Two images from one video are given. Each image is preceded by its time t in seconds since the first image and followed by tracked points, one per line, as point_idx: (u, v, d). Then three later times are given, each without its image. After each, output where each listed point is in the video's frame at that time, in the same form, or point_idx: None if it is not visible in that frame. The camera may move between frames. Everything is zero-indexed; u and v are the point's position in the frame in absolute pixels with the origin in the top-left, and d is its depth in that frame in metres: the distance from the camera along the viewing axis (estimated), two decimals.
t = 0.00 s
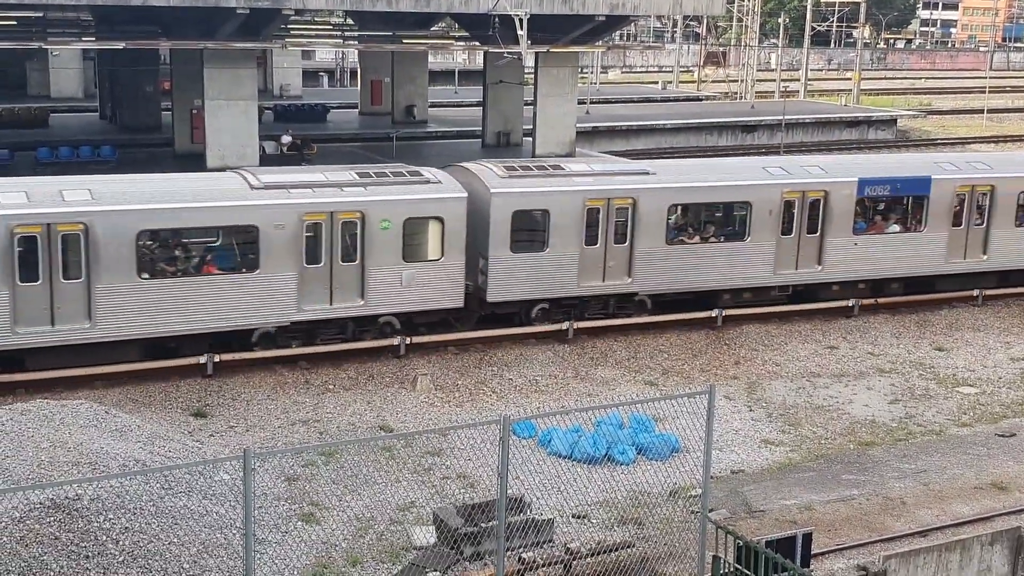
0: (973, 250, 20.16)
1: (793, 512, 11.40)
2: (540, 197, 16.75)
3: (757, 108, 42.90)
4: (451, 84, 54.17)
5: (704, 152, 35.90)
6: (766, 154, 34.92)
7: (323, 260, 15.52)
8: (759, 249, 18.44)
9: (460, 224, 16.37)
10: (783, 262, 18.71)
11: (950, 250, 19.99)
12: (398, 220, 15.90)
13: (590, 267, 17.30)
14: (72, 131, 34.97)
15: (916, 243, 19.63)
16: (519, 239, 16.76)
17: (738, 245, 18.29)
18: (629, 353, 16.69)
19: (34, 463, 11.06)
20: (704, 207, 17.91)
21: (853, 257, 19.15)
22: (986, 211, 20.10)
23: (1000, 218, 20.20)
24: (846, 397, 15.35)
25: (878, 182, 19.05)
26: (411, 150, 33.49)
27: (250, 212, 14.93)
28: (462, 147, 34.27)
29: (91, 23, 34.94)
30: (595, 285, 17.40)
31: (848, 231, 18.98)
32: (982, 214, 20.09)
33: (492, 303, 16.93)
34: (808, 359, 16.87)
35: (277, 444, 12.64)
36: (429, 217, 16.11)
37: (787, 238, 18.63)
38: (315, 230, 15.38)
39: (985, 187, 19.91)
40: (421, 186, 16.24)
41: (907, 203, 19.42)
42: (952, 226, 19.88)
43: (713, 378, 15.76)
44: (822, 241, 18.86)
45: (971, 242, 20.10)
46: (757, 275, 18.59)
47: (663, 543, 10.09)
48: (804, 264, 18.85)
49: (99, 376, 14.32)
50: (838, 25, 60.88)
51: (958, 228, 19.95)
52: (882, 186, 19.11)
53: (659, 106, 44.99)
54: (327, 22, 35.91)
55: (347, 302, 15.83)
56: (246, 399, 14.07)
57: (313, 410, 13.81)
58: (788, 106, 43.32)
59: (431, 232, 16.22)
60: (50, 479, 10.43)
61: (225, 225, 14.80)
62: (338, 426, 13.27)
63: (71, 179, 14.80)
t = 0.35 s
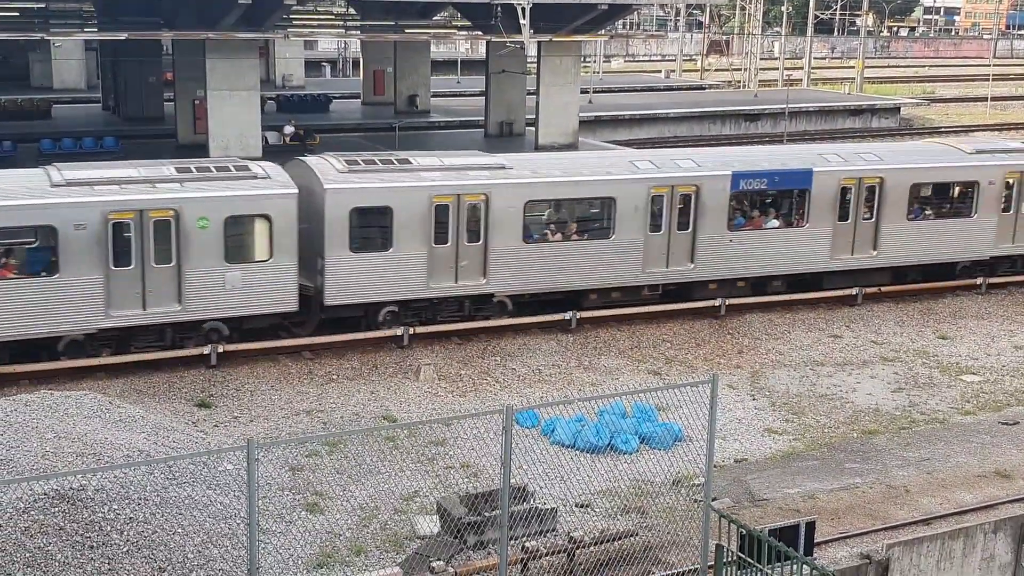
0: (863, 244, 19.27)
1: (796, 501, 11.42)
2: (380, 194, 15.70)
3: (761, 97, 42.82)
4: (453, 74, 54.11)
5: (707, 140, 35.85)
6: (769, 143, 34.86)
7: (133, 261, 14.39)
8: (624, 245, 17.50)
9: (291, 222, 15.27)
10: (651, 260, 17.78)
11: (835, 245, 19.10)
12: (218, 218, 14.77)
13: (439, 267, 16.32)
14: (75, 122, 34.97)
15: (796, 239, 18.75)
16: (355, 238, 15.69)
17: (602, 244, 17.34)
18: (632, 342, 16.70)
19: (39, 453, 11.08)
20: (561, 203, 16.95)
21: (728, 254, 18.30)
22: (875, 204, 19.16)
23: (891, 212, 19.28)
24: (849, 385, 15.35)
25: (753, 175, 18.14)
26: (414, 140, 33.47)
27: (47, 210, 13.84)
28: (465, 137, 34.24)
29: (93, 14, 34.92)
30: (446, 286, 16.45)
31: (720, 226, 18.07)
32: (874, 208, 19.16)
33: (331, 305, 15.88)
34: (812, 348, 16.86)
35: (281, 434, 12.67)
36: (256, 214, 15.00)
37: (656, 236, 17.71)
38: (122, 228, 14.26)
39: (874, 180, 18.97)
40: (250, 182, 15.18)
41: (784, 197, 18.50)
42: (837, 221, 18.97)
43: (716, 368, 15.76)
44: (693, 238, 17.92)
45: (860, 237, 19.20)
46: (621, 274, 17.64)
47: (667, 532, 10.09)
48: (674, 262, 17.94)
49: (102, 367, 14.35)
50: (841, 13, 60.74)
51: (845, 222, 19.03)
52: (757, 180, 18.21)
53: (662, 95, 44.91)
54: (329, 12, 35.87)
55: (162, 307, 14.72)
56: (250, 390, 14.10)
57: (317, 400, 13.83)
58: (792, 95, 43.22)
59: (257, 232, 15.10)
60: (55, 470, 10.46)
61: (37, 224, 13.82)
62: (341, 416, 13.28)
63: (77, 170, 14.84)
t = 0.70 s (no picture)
0: (731, 244, 18.34)
1: (798, 491, 11.44)
2: (186, 195, 14.64)
3: (760, 87, 42.76)
4: (452, 66, 54.09)
5: (706, 131, 35.81)
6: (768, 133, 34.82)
7: None
8: (469, 248, 16.51)
9: (78, 229, 14.27)
10: (498, 262, 16.82)
11: (701, 246, 18.15)
12: None
13: (258, 274, 15.32)
14: (74, 117, 34.94)
15: (656, 239, 17.77)
16: (158, 245, 14.62)
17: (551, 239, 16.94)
18: (632, 333, 16.71)
19: (40, 448, 11.09)
20: (395, 204, 15.94)
21: (585, 255, 17.33)
22: (742, 202, 18.24)
23: (760, 209, 18.37)
24: (849, 375, 15.36)
25: (605, 173, 17.17)
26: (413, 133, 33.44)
27: None
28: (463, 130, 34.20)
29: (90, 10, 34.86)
30: (268, 294, 15.45)
31: (574, 227, 17.09)
32: (741, 206, 18.23)
33: (134, 317, 14.82)
34: (812, 339, 16.87)
35: (282, 428, 12.67)
36: (43, 219, 14.03)
37: (504, 238, 16.75)
38: None
39: (739, 176, 18.05)
40: (42, 185, 14.22)
41: (640, 196, 17.50)
42: (701, 220, 18.02)
43: (716, 358, 15.77)
44: (545, 240, 16.96)
45: (727, 237, 18.26)
46: (467, 278, 16.66)
47: (669, 523, 10.10)
48: (524, 265, 16.99)
49: (103, 362, 14.35)
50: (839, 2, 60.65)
51: (710, 221, 18.09)
52: (609, 178, 17.23)
53: (661, 86, 44.86)
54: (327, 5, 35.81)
55: None
56: (250, 384, 14.12)
57: (318, 393, 13.84)
58: (791, 85, 43.16)
59: (47, 238, 14.14)
60: (56, 466, 10.47)
61: None
62: (342, 409, 13.29)
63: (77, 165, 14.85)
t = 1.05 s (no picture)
0: (582, 253, 17.32)
1: (799, 487, 11.45)
2: None
3: (760, 83, 42.72)
4: (451, 64, 54.06)
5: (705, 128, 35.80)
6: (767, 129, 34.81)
7: None
8: (285, 258, 15.36)
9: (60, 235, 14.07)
10: (319, 276, 15.69)
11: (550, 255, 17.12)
12: None
13: (43, 293, 14.09)
14: (74, 117, 34.93)
15: (497, 248, 16.72)
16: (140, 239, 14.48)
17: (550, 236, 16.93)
18: (633, 330, 16.71)
19: (42, 449, 11.09)
20: (207, 213, 14.81)
21: (421, 268, 16.27)
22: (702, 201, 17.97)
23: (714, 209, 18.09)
24: (850, 371, 15.37)
25: (437, 179, 16.08)
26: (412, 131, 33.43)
27: None
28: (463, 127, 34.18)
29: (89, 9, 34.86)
30: (267, 294, 15.37)
31: (403, 237, 16.00)
32: (592, 212, 17.19)
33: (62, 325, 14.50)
34: (813, 334, 16.87)
35: (282, 427, 12.68)
36: None
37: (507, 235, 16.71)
38: None
39: (587, 181, 17.02)
40: None
41: (480, 202, 16.45)
42: (549, 228, 16.97)
43: (717, 355, 15.78)
44: (372, 251, 15.86)
45: (578, 245, 17.24)
46: (284, 293, 15.50)
47: (670, 519, 10.10)
48: (350, 278, 15.87)
49: (104, 362, 14.35)
50: None
51: (559, 229, 17.05)
52: (443, 184, 16.14)
53: (661, 82, 44.83)
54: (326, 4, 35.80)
55: None
56: (251, 382, 14.13)
57: (318, 392, 13.85)
58: (790, 81, 43.11)
59: None
60: (57, 466, 10.48)
61: None
62: (342, 408, 13.29)
63: (77, 165, 14.85)
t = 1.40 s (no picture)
0: (149, 290, 14.46)
1: (799, 486, 11.44)
2: None
3: (760, 82, 42.72)
4: (451, 64, 54.07)
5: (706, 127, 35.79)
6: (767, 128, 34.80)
7: None
8: (65, 277, 13.96)
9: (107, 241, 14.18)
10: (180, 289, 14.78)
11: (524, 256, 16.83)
12: None
13: None
14: (74, 117, 34.93)
15: (314, 264, 15.40)
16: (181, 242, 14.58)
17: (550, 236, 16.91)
18: (633, 330, 16.71)
19: (43, 448, 11.10)
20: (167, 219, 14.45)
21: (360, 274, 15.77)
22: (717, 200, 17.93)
23: (718, 208, 17.99)
24: (850, 370, 15.36)
25: (240, 188, 14.77)
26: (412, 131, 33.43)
27: None
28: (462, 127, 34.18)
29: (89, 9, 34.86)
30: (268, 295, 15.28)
31: (204, 252, 14.65)
32: (421, 223, 15.94)
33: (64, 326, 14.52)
34: (813, 334, 16.86)
35: (283, 427, 12.67)
36: None
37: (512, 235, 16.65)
38: None
39: (412, 191, 15.76)
40: None
41: (289, 213, 15.12)
42: (371, 240, 15.68)
43: (717, 354, 15.78)
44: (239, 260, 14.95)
45: (405, 258, 15.94)
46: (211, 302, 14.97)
47: (671, 519, 10.10)
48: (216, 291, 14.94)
49: (104, 361, 14.34)
50: None
51: (383, 242, 15.76)
52: (246, 194, 14.84)
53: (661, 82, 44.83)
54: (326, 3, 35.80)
55: None
56: (251, 382, 14.12)
57: (319, 392, 13.85)
58: (790, 80, 43.11)
59: None
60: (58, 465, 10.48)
61: None
62: (342, 408, 13.29)
63: (78, 164, 14.86)
